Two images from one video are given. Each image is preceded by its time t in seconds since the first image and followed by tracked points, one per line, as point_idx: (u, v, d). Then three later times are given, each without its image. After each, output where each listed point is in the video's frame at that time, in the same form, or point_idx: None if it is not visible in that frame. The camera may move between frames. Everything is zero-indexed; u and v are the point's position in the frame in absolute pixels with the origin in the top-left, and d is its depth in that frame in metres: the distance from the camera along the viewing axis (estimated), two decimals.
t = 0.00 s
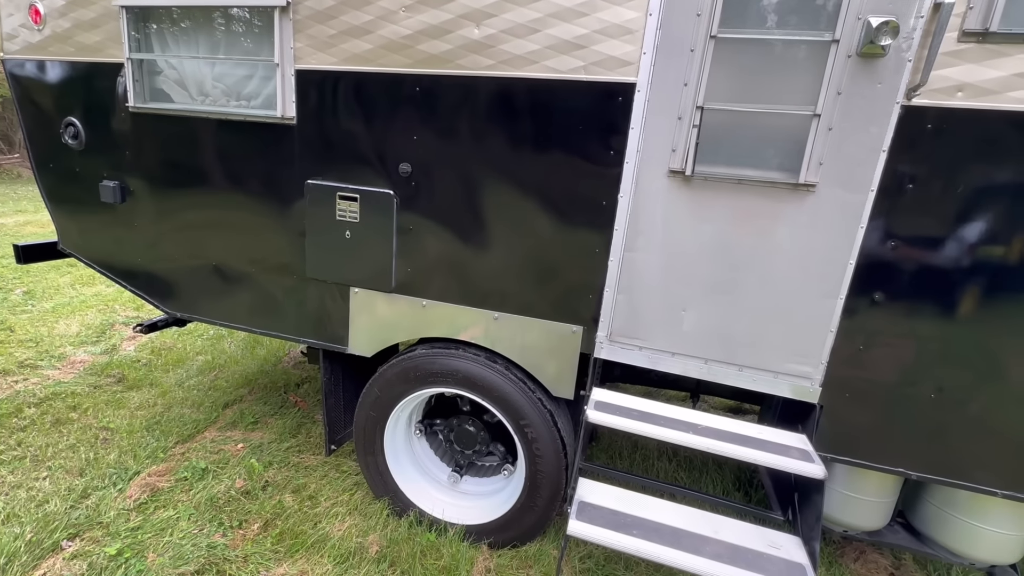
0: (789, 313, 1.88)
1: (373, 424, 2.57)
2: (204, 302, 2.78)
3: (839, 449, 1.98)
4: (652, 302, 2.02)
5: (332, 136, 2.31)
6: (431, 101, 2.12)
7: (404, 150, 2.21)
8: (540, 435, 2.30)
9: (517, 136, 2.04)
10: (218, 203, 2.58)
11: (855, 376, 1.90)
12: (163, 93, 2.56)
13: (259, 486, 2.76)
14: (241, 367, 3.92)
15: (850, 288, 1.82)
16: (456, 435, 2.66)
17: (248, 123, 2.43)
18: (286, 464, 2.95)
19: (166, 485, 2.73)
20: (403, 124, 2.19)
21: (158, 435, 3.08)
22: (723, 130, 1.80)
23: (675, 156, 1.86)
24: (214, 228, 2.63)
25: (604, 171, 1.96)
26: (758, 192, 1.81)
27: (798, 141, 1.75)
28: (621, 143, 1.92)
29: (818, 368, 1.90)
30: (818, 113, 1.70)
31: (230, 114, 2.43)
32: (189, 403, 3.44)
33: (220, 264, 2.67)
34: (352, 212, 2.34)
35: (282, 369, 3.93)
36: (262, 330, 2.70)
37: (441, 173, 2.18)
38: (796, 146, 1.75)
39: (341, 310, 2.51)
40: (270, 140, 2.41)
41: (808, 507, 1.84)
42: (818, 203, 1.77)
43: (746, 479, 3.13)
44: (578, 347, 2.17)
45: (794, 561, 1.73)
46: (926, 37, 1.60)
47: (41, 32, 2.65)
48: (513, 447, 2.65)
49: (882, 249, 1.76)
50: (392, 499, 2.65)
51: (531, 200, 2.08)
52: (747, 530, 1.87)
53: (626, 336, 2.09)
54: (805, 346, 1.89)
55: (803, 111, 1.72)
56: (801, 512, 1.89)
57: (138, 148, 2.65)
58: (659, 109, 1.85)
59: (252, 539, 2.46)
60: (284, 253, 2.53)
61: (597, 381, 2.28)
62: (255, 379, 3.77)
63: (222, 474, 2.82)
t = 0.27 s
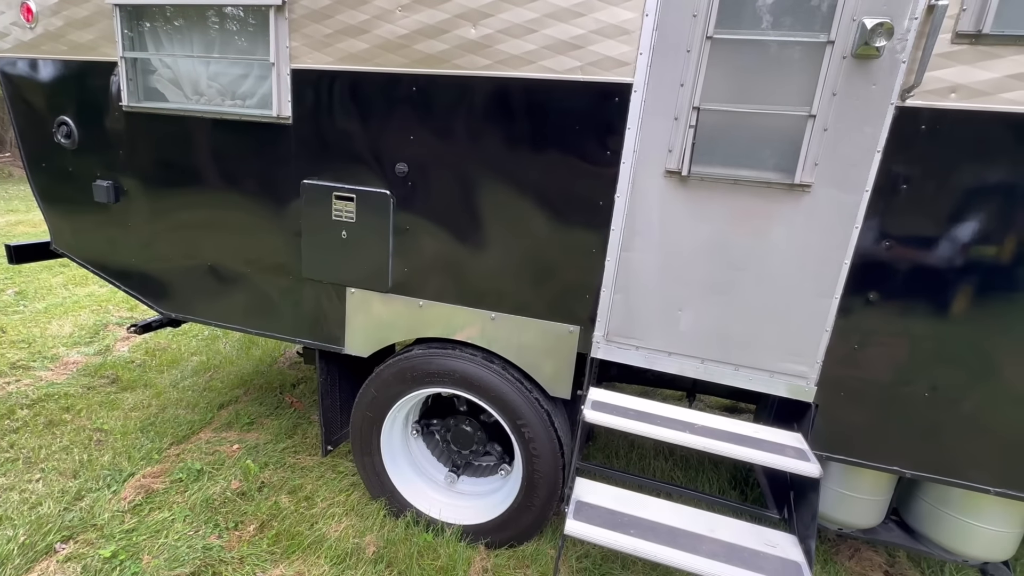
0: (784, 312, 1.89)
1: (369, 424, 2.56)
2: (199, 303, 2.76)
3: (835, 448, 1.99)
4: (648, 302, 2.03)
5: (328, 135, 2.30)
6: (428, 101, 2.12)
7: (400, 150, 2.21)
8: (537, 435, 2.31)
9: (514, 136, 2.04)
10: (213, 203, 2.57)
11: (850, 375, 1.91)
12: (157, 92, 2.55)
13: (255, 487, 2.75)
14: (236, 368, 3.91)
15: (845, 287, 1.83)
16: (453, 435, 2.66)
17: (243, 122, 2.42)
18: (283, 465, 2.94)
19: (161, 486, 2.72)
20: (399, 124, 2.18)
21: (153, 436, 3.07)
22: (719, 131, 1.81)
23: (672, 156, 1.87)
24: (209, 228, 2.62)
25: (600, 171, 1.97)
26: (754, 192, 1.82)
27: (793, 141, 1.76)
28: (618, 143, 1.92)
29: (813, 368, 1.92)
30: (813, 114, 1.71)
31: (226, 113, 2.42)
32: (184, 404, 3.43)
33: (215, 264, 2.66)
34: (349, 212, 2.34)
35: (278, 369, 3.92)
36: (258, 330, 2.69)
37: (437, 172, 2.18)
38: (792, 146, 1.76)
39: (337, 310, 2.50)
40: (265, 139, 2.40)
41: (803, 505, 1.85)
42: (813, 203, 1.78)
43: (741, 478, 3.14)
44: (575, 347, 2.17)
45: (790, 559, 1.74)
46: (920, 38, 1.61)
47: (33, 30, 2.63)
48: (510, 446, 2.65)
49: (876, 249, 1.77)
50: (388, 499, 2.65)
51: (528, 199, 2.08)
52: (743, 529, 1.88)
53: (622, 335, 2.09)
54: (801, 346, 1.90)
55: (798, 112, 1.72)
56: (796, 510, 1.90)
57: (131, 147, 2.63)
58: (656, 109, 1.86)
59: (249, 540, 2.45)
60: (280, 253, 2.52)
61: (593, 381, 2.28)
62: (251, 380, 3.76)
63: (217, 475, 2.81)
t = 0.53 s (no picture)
0: (781, 311, 1.89)
1: (366, 424, 2.56)
2: (195, 302, 2.75)
3: (832, 446, 2.00)
4: (646, 301, 2.03)
5: (324, 134, 2.30)
6: (425, 100, 2.11)
7: (398, 149, 2.20)
8: (535, 435, 2.31)
9: (511, 135, 2.04)
10: (209, 202, 2.56)
11: (847, 374, 1.91)
12: (152, 91, 2.54)
13: (252, 487, 2.75)
14: (232, 368, 3.89)
15: (842, 286, 1.83)
16: (451, 435, 2.65)
17: (239, 121, 2.41)
18: (279, 465, 2.93)
19: (157, 487, 2.70)
20: (397, 123, 2.18)
21: (148, 437, 3.05)
22: (717, 130, 1.81)
23: (670, 156, 1.87)
24: (205, 228, 2.61)
25: (598, 171, 1.97)
26: (752, 191, 1.83)
27: (791, 141, 1.76)
28: (616, 142, 1.92)
29: (811, 367, 1.92)
30: (811, 113, 1.71)
31: (222, 112, 2.41)
32: (180, 405, 3.41)
33: (212, 264, 2.65)
34: (346, 211, 2.33)
35: (274, 369, 3.91)
36: (254, 330, 2.68)
37: (435, 172, 2.18)
38: (789, 145, 1.76)
39: (335, 310, 2.50)
40: (262, 138, 2.40)
41: (800, 504, 1.86)
42: (810, 203, 1.79)
43: (739, 476, 3.15)
44: (573, 346, 2.17)
45: (787, 558, 1.74)
46: (916, 38, 1.61)
47: (27, 27, 2.61)
48: (508, 446, 2.65)
49: (873, 248, 1.78)
50: (386, 499, 2.64)
51: (526, 199, 2.08)
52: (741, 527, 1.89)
53: (620, 335, 2.09)
54: (797, 344, 1.91)
55: (795, 111, 1.73)
56: (794, 509, 1.90)
57: (126, 146, 2.62)
58: (653, 109, 1.86)
59: (245, 541, 2.44)
60: (276, 253, 2.51)
61: (591, 380, 2.28)
62: (247, 380, 3.74)
63: (214, 476, 2.80)
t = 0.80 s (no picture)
0: (767, 310, 1.91)
1: (356, 424, 2.55)
2: (183, 302, 2.74)
3: (818, 444, 2.02)
4: (634, 300, 2.04)
5: (313, 133, 2.29)
6: (414, 99, 2.11)
7: (387, 148, 2.20)
8: (524, 434, 2.31)
9: (500, 135, 2.04)
10: (197, 201, 2.55)
11: (832, 373, 1.93)
12: (140, 89, 2.52)
13: (240, 488, 2.73)
14: (222, 368, 3.87)
15: (827, 285, 1.85)
16: (441, 434, 2.65)
17: (228, 119, 2.40)
18: (269, 465, 2.92)
19: (144, 487, 2.69)
20: (386, 122, 2.18)
21: (136, 438, 3.03)
22: (704, 131, 1.83)
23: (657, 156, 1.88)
24: (193, 227, 2.59)
25: (586, 170, 1.97)
26: (738, 191, 1.84)
27: (776, 142, 1.78)
28: (604, 142, 1.93)
29: (796, 365, 1.94)
30: (795, 114, 1.73)
31: (210, 110, 2.39)
32: (168, 405, 3.39)
33: (200, 263, 2.64)
34: (335, 211, 2.33)
35: (264, 369, 3.89)
36: (243, 330, 2.67)
37: (424, 171, 2.18)
38: (775, 146, 1.78)
39: (324, 309, 2.49)
40: (250, 137, 2.39)
41: (785, 501, 1.88)
42: (795, 203, 1.81)
43: (728, 475, 3.17)
44: (562, 345, 2.17)
45: (773, 554, 1.76)
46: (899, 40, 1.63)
47: (11, 24, 2.59)
48: (498, 445, 2.65)
49: (857, 247, 1.80)
50: (376, 499, 2.64)
51: (515, 198, 2.08)
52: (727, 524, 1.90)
53: (608, 334, 2.10)
54: (783, 343, 1.93)
55: (781, 112, 1.75)
56: (779, 506, 1.92)
57: (113, 144, 2.60)
58: (641, 109, 1.88)
59: (234, 542, 2.43)
60: (265, 252, 2.50)
61: (580, 379, 2.29)
62: (237, 380, 3.72)
63: (202, 476, 2.79)
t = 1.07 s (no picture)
0: (755, 309, 1.94)
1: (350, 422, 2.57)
2: (177, 302, 2.74)
3: (805, 442, 2.04)
4: (625, 299, 2.06)
5: (307, 133, 2.31)
6: (407, 100, 2.13)
7: (380, 148, 2.22)
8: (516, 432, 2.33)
9: (492, 136, 2.06)
10: (191, 201, 2.56)
11: (819, 371, 1.96)
12: (134, 88, 2.52)
13: (235, 487, 2.74)
14: (217, 367, 3.87)
15: (814, 285, 1.88)
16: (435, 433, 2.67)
17: (221, 119, 2.41)
18: (263, 464, 2.93)
19: (138, 486, 2.69)
20: (379, 123, 2.19)
21: (130, 437, 3.04)
22: (692, 132, 1.86)
23: (647, 157, 1.91)
24: (187, 226, 2.60)
25: (577, 171, 1.99)
26: (726, 192, 1.87)
27: (764, 143, 1.81)
28: (594, 143, 1.95)
29: (784, 363, 1.97)
30: (782, 116, 1.76)
31: (204, 110, 2.41)
32: (163, 405, 3.39)
33: (194, 263, 2.65)
34: (328, 210, 2.34)
35: (259, 369, 3.89)
36: (237, 329, 2.68)
37: (417, 171, 2.19)
38: (762, 147, 1.81)
39: (317, 309, 2.50)
40: (244, 137, 2.40)
41: (773, 498, 1.90)
42: (783, 204, 1.83)
43: (720, 473, 3.20)
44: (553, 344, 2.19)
45: (759, 550, 1.78)
46: (883, 44, 1.66)
47: (5, 23, 2.59)
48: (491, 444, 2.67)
49: (844, 248, 1.82)
50: (369, 497, 2.65)
51: (507, 198, 2.10)
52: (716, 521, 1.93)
53: (600, 333, 2.12)
54: (771, 342, 1.96)
55: (768, 114, 1.78)
56: (767, 503, 1.95)
57: (107, 144, 2.61)
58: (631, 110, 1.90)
59: (227, 540, 2.44)
60: (259, 252, 2.52)
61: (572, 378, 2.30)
62: (232, 380, 3.73)
63: (196, 475, 2.80)
